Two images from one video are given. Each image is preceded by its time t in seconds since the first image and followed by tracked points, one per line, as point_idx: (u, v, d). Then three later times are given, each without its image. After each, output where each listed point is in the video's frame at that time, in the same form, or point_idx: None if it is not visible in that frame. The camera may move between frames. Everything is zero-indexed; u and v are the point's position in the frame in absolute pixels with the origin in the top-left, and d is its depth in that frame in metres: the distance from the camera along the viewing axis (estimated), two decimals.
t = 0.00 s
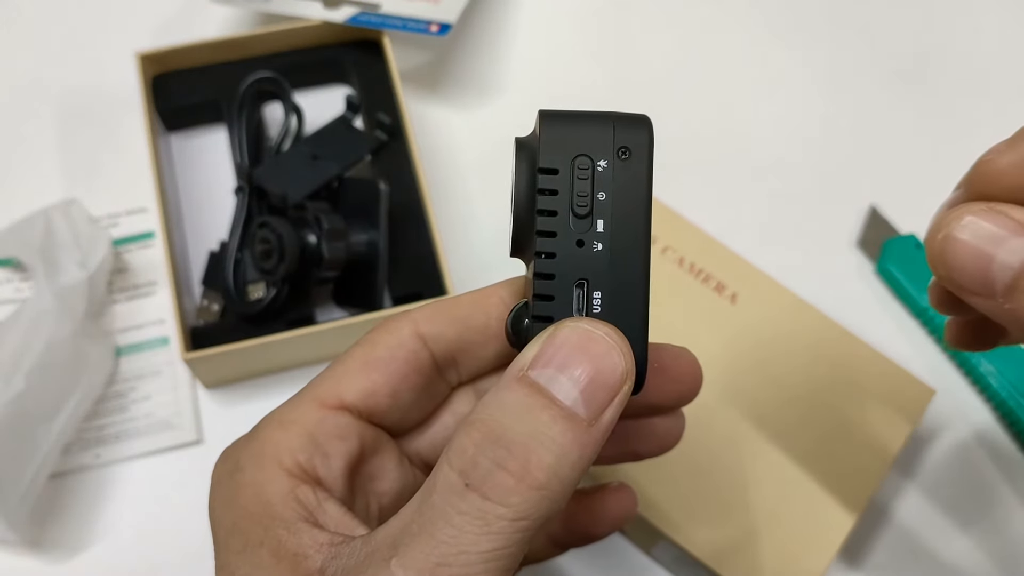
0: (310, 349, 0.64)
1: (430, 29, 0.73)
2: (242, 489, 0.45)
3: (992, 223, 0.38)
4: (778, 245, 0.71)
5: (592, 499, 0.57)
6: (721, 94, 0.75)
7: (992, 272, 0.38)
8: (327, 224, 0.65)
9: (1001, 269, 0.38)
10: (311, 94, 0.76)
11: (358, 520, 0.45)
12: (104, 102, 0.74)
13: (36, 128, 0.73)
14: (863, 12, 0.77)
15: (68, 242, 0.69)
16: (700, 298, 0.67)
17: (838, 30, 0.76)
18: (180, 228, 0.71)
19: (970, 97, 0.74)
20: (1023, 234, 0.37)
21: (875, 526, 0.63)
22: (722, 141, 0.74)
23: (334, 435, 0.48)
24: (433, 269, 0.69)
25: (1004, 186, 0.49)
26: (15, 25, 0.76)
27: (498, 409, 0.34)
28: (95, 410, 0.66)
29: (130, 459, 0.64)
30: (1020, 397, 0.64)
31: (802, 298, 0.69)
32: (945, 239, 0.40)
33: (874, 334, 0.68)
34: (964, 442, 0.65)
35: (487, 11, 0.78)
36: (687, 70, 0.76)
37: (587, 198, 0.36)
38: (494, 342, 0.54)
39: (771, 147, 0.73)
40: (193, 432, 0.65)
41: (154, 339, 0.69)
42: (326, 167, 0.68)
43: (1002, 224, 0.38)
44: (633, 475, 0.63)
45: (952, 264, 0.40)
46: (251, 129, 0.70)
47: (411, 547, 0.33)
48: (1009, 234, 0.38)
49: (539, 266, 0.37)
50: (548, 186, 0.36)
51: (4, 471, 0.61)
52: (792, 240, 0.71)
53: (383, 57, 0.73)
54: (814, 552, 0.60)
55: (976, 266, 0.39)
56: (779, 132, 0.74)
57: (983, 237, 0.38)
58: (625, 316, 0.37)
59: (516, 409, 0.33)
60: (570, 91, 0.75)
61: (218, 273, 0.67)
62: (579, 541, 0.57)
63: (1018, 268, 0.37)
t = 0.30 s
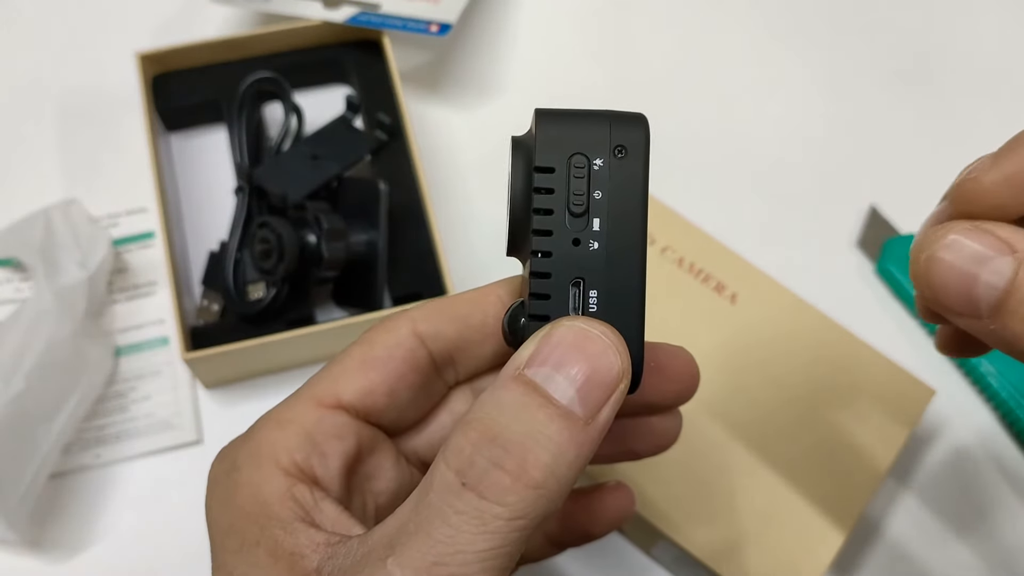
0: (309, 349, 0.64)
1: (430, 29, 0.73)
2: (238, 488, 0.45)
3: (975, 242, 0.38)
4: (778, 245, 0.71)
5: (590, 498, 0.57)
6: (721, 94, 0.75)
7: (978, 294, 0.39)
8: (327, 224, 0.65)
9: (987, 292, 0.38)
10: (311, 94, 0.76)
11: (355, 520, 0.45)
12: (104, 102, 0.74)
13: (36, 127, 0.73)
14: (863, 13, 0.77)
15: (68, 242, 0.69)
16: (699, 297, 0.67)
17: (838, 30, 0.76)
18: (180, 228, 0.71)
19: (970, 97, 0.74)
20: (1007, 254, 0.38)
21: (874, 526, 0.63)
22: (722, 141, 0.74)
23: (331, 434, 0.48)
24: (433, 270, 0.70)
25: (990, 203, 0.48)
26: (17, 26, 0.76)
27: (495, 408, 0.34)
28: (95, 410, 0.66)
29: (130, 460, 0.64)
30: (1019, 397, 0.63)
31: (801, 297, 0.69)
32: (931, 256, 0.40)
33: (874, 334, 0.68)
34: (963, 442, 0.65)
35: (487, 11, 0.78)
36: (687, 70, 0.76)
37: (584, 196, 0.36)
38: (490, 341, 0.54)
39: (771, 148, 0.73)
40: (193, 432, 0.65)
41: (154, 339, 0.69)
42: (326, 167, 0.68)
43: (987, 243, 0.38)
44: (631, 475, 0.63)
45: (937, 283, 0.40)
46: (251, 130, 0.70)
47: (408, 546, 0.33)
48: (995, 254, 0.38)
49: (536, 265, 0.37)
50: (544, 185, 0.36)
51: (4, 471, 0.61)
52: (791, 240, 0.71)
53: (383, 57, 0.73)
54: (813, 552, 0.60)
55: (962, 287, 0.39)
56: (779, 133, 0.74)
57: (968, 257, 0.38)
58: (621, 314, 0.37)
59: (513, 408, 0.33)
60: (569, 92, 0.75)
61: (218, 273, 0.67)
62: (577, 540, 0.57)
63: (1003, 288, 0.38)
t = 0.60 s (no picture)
0: (308, 349, 0.64)
1: (430, 29, 0.73)
2: (238, 488, 0.45)
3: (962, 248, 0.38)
4: (779, 245, 0.70)
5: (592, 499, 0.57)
6: (721, 94, 0.75)
7: (967, 296, 0.38)
8: (327, 224, 0.65)
9: (975, 296, 0.38)
10: (311, 94, 0.76)
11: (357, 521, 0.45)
12: (105, 102, 0.74)
13: (36, 127, 0.73)
14: (863, 12, 0.76)
15: (68, 242, 0.69)
16: (699, 298, 0.67)
17: (838, 30, 0.76)
18: (180, 227, 0.71)
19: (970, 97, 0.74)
20: (994, 258, 0.38)
21: (875, 526, 0.63)
22: (722, 141, 0.74)
23: (332, 434, 0.48)
24: (433, 270, 0.69)
25: (975, 211, 0.50)
26: (17, 25, 0.76)
27: (496, 408, 0.33)
28: (95, 410, 0.66)
29: (130, 460, 0.64)
30: (1020, 397, 0.63)
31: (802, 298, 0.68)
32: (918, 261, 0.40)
33: (874, 334, 0.68)
34: (962, 442, 0.65)
35: (487, 11, 0.78)
36: (687, 70, 0.76)
37: (586, 196, 0.36)
38: (491, 342, 0.54)
39: (772, 148, 0.73)
40: (193, 432, 0.65)
41: (154, 339, 0.69)
42: (326, 168, 0.68)
43: (974, 248, 0.38)
44: (632, 476, 0.63)
45: (926, 288, 0.39)
46: (251, 129, 0.69)
47: (408, 547, 0.33)
48: (981, 258, 0.38)
49: (537, 265, 0.37)
50: (546, 185, 0.36)
51: (4, 471, 0.61)
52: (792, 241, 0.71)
53: (383, 57, 0.73)
54: (813, 552, 0.60)
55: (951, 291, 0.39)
56: (779, 132, 0.74)
57: (957, 261, 0.38)
58: (623, 314, 0.37)
59: (514, 409, 0.33)
60: (570, 92, 0.75)
61: (218, 273, 0.67)
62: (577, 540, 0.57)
63: (992, 292, 0.38)
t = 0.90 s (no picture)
0: (307, 349, 0.64)
1: (430, 30, 0.72)
2: (223, 484, 0.44)
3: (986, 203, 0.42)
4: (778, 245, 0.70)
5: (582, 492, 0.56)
6: (722, 93, 0.74)
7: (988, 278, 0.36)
8: (327, 224, 0.65)
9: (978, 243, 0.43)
10: (311, 94, 0.76)
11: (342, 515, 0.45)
12: (104, 102, 0.74)
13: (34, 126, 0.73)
14: (864, 12, 0.76)
15: (69, 242, 0.68)
16: (699, 298, 0.66)
17: (839, 29, 0.76)
18: (180, 227, 0.70)
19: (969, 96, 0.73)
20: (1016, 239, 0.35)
21: (875, 526, 0.62)
22: (722, 141, 0.73)
23: (318, 429, 0.48)
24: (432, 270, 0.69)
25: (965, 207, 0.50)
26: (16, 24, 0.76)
27: (479, 403, 0.33)
28: (95, 410, 0.66)
29: (130, 460, 0.64)
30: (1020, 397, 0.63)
31: (802, 298, 0.68)
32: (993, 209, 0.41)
33: (876, 335, 0.68)
34: (960, 441, 0.64)
35: (488, 11, 0.77)
36: (686, 69, 0.75)
37: (571, 186, 0.36)
38: (477, 334, 0.53)
39: (771, 148, 0.73)
40: (193, 432, 0.65)
41: (154, 339, 0.68)
42: (326, 167, 0.67)
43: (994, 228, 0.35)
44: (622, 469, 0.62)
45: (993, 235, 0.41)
46: (251, 129, 0.69)
47: (391, 546, 0.33)
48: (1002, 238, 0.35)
49: (522, 257, 0.36)
50: (532, 175, 0.36)
51: (4, 471, 0.61)
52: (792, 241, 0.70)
53: (383, 57, 0.73)
54: (811, 552, 0.59)
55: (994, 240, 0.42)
56: (778, 132, 0.73)
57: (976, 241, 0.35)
58: (609, 306, 0.36)
59: (497, 403, 0.33)
60: (568, 91, 0.75)
61: (218, 274, 0.67)
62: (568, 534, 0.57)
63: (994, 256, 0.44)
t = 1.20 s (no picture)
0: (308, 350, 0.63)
1: (430, 30, 0.72)
2: (197, 477, 0.44)
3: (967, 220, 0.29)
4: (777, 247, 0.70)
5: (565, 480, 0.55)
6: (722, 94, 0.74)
7: None
8: (327, 224, 0.64)
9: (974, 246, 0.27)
10: (311, 94, 0.75)
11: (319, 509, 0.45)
12: (102, 103, 0.73)
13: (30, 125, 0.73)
14: (865, 12, 0.75)
15: (68, 242, 0.68)
16: (698, 298, 0.66)
17: (840, 29, 0.75)
18: (180, 228, 0.70)
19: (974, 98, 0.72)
20: None
21: (876, 525, 0.62)
22: (721, 142, 0.73)
23: (295, 421, 0.47)
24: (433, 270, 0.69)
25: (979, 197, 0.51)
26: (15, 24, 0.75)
27: (452, 395, 0.32)
28: (95, 410, 0.65)
29: (130, 459, 0.64)
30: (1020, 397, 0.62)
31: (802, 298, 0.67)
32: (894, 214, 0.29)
33: (875, 336, 0.67)
34: (962, 442, 0.64)
35: (488, 11, 0.76)
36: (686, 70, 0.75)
37: (549, 173, 0.35)
38: (458, 323, 0.52)
39: (770, 149, 0.72)
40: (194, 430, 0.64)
41: (154, 339, 0.68)
42: (326, 167, 0.67)
43: None
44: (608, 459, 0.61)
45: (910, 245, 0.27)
46: (251, 130, 0.68)
47: (362, 542, 0.33)
48: None
49: (499, 245, 0.36)
50: (509, 162, 0.35)
51: (3, 471, 0.60)
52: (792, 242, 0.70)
53: (382, 57, 0.73)
54: (813, 551, 0.59)
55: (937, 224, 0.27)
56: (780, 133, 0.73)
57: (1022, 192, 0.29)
58: (589, 297, 0.36)
59: (469, 394, 0.32)
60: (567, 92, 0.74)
61: (219, 273, 0.66)
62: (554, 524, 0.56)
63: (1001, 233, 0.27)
